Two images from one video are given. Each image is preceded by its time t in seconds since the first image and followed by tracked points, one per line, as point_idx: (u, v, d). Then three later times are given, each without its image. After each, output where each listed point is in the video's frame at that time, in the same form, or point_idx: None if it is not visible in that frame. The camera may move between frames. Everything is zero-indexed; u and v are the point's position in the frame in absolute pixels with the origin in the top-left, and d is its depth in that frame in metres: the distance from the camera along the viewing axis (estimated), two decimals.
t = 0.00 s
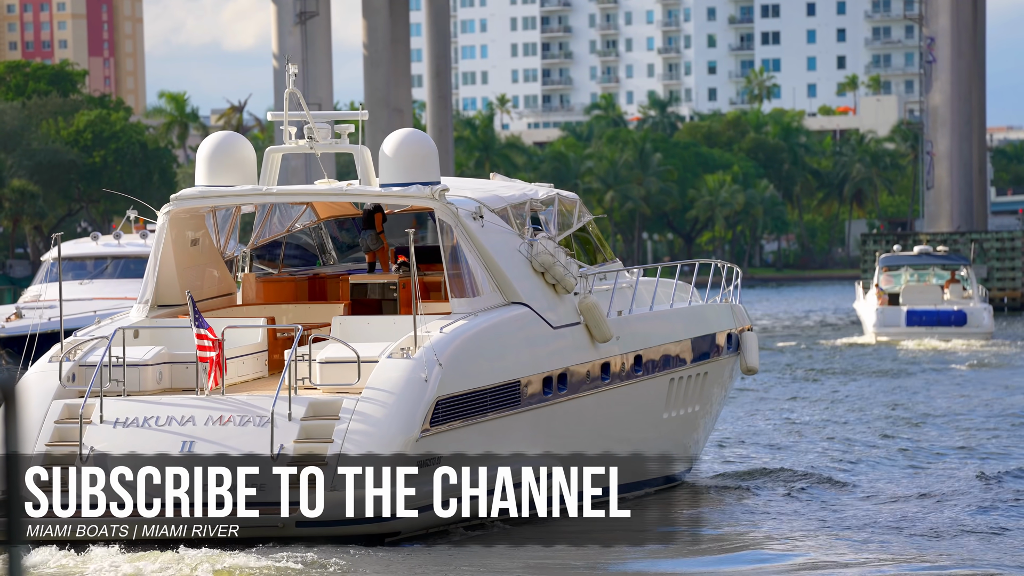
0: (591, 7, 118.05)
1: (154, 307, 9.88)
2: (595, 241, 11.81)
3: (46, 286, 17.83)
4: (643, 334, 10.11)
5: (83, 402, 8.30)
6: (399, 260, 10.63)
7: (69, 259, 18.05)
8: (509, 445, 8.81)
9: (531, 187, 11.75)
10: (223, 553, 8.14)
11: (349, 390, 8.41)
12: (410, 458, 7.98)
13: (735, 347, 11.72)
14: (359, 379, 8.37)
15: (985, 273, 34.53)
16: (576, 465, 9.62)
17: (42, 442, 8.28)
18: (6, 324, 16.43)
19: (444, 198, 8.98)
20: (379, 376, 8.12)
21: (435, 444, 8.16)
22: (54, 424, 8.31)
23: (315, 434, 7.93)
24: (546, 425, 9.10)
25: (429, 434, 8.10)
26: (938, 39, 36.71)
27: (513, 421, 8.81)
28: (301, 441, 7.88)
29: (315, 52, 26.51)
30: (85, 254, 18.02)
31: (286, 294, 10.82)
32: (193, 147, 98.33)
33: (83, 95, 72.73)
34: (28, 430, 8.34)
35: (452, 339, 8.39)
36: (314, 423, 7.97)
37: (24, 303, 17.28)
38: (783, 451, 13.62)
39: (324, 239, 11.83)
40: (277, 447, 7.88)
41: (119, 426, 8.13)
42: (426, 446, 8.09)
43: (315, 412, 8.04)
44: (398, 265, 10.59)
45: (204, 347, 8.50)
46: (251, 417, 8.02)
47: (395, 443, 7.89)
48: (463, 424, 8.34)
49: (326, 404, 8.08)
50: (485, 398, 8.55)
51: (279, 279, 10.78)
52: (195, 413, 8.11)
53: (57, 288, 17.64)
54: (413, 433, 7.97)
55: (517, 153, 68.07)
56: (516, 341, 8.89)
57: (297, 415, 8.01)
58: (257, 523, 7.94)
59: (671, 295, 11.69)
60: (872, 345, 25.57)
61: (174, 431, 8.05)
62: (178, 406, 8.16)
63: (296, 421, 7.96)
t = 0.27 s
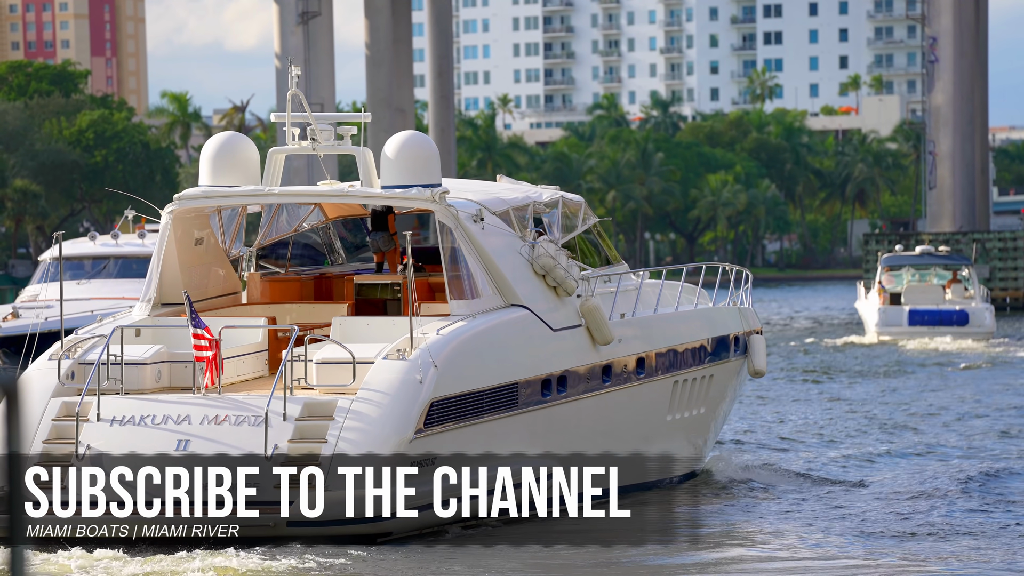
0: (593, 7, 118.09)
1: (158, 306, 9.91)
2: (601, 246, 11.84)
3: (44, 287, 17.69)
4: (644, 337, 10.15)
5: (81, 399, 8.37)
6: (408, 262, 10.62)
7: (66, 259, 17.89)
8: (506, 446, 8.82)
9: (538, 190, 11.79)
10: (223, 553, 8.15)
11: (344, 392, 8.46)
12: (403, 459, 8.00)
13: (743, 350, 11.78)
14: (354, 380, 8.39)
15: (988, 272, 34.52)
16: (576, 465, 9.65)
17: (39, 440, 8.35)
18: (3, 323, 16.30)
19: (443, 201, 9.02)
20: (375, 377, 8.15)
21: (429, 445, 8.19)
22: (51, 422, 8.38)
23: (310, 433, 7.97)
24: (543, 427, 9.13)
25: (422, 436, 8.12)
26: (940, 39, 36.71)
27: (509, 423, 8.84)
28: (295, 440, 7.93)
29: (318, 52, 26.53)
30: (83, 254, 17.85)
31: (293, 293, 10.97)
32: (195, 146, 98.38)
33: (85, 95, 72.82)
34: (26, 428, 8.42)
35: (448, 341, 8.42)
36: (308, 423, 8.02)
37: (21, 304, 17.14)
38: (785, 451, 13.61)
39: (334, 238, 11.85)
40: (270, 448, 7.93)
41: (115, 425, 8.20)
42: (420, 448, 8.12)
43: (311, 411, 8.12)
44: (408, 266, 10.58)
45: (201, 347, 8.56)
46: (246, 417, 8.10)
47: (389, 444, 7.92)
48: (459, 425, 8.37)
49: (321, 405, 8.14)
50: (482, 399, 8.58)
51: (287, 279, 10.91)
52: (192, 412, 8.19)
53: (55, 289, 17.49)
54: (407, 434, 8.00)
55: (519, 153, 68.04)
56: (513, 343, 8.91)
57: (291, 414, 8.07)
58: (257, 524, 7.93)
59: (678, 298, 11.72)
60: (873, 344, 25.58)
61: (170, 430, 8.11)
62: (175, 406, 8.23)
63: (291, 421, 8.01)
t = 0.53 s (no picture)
0: (593, 6, 118.14)
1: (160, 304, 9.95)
2: (606, 246, 11.85)
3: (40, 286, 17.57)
4: (644, 337, 10.16)
5: (75, 398, 8.43)
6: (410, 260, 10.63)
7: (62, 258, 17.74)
8: (501, 446, 8.84)
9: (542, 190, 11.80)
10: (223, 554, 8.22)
11: (338, 391, 8.49)
12: (396, 458, 8.02)
13: (749, 349, 11.77)
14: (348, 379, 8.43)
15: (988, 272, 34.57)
16: (576, 465, 9.71)
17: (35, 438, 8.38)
18: None
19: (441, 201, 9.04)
20: (368, 376, 8.17)
21: (423, 444, 8.21)
22: (46, 420, 8.41)
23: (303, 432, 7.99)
24: (540, 426, 9.15)
25: (415, 435, 8.13)
26: (940, 38, 36.71)
27: (505, 421, 8.85)
28: (288, 438, 7.96)
29: (318, 51, 26.54)
30: (79, 252, 17.67)
31: (296, 291, 10.98)
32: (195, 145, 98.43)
33: (86, 94, 72.86)
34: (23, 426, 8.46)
35: (442, 341, 8.43)
36: (301, 422, 8.04)
37: (17, 303, 17.01)
38: (785, 451, 13.62)
39: (338, 237, 11.86)
40: (264, 446, 7.95)
41: (111, 423, 8.22)
42: (414, 446, 8.14)
43: (303, 410, 8.10)
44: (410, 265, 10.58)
45: (195, 344, 8.54)
46: (240, 415, 8.10)
47: (381, 442, 7.93)
48: (453, 424, 8.38)
49: (314, 403, 8.15)
50: (477, 398, 8.59)
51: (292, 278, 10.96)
52: (186, 410, 8.21)
53: (50, 288, 17.35)
54: (399, 434, 8.01)
55: (520, 152, 68.03)
56: (509, 342, 8.92)
57: (285, 411, 8.08)
58: (257, 524, 7.98)
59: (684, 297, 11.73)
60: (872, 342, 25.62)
61: (164, 428, 8.13)
62: (169, 403, 8.25)
63: (285, 420, 8.03)
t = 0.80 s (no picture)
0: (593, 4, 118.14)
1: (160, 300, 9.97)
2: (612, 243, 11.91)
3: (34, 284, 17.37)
4: (644, 333, 10.19)
5: (71, 395, 8.46)
6: (411, 257, 10.65)
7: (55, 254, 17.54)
8: (496, 442, 8.89)
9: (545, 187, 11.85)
10: (223, 552, 8.27)
11: (332, 387, 8.55)
12: (389, 453, 8.06)
13: (753, 345, 11.80)
14: (341, 375, 8.51)
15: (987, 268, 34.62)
16: (575, 465, 9.80)
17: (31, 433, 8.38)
18: None
19: (436, 198, 9.12)
20: (361, 372, 8.20)
21: (416, 441, 8.26)
22: (42, 417, 8.41)
23: (295, 428, 8.09)
24: (536, 423, 9.22)
25: (408, 431, 8.18)
26: (940, 35, 36.71)
27: (500, 418, 8.90)
28: (280, 434, 8.02)
29: (318, 48, 26.54)
30: (74, 249, 17.46)
31: (298, 289, 10.91)
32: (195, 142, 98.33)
33: (86, 92, 72.87)
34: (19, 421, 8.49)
35: (436, 336, 8.49)
36: (295, 417, 8.10)
37: (10, 299, 16.83)
38: (784, 448, 13.64)
39: (342, 233, 11.81)
40: (256, 442, 7.99)
41: (107, 418, 8.25)
42: (407, 443, 8.19)
43: (297, 406, 8.17)
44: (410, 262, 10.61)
45: (190, 342, 8.68)
46: (234, 411, 8.14)
47: (373, 440, 7.98)
48: (446, 422, 8.44)
49: (307, 400, 8.20)
50: (471, 394, 8.63)
51: (292, 274, 10.89)
52: (180, 405, 8.23)
53: (44, 286, 17.14)
54: (391, 429, 8.05)
55: (520, 150, 68.04)
56: (504, 338, 8.97)
57: (279, 408, 8.12)
58: (257, 524, 8.05)
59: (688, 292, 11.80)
60: (871, 340, 25.65)
61: (157, 425, 8.15)
62: (165, 399, 8.27)
63: (278, 414, 8.09)
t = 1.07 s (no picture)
0: None
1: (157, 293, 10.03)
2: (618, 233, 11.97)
3: (28, 276, 17.23)
4: (643, 321, 10.28)
5: (66, 387, 8.53)
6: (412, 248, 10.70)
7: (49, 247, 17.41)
8: (491, 433, 9.03)
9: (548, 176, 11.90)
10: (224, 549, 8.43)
11: (325, 376, 8.66)
12: (382, 442, 8.18)
13: (756, 334, 11.78)
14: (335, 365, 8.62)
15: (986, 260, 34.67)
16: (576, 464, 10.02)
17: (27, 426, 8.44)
18: None
19: (431, 187, 9.26)
20: (355, 362, 8.32)
21: (408, 430, 8.39)
22: (38, 410, 8.48)
23: (288, 419, 8.24)
24: (531, 414, 9.36)
25: (401, 419, 8.33)
26: (940, 27, 36.71)
27: (495, 408, 9.05)
28: (272, 425, 8.15)
29: (318, 40, 26.59)
30: (69, 242, 17.31)
31: (299, 279, 11.03)
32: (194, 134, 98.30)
33: (86, 84, 72.81)
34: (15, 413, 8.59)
35: (430, 327, 8.61)
36: (288, 409, 8.24)
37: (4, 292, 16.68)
38: (779, 440, 13.74)
39: (343, 224, 11.85)
40: (249, 433, 8.11)
41: (102, 410, 8.35)
42: (401, 432, 8.34)
43: (290, 397, 8.31)
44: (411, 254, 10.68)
45: (183, 333, 8.71)
46: (228, 402, 8.25)
47: (366, 429, 8.09)
48: (439, 411, 8.58)
49: (300, 391, 8.34)
50: (466, 384, 8.79)
51: (293, 266, 11.04)
52: (175, 396, 8.32)
53: (38, 278, 16.97)
54: (384, 418, 8.17)
55: (520, 143, 68.04)
56: (498, 328, 9.09)
57: (272, 397, 8.27)
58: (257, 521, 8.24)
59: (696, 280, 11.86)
60: (870, 332, 25.73)
61: (151, 416, 8.25)
62: (159, 389, 8.37)
63: (271, 406, 8.23)
